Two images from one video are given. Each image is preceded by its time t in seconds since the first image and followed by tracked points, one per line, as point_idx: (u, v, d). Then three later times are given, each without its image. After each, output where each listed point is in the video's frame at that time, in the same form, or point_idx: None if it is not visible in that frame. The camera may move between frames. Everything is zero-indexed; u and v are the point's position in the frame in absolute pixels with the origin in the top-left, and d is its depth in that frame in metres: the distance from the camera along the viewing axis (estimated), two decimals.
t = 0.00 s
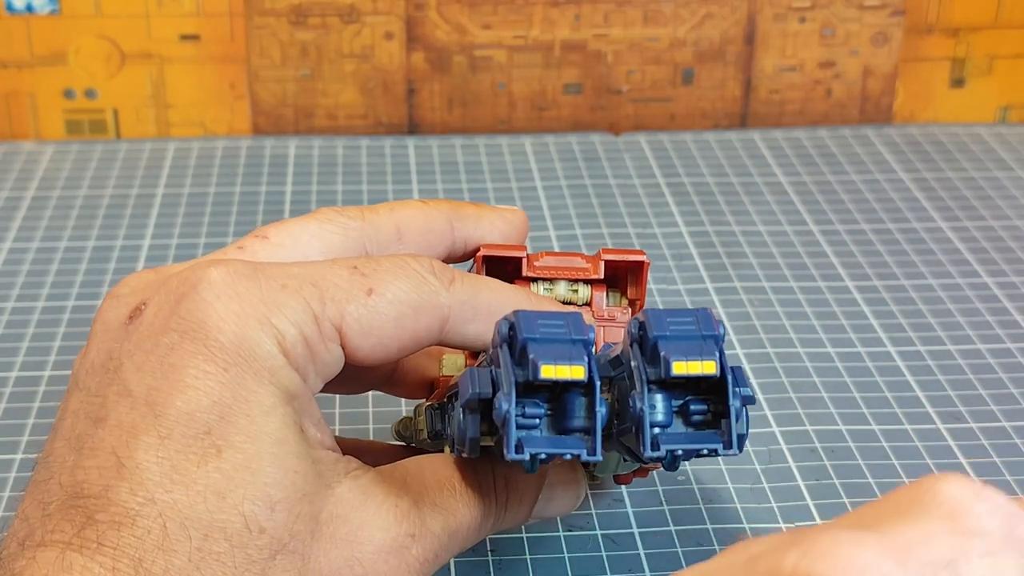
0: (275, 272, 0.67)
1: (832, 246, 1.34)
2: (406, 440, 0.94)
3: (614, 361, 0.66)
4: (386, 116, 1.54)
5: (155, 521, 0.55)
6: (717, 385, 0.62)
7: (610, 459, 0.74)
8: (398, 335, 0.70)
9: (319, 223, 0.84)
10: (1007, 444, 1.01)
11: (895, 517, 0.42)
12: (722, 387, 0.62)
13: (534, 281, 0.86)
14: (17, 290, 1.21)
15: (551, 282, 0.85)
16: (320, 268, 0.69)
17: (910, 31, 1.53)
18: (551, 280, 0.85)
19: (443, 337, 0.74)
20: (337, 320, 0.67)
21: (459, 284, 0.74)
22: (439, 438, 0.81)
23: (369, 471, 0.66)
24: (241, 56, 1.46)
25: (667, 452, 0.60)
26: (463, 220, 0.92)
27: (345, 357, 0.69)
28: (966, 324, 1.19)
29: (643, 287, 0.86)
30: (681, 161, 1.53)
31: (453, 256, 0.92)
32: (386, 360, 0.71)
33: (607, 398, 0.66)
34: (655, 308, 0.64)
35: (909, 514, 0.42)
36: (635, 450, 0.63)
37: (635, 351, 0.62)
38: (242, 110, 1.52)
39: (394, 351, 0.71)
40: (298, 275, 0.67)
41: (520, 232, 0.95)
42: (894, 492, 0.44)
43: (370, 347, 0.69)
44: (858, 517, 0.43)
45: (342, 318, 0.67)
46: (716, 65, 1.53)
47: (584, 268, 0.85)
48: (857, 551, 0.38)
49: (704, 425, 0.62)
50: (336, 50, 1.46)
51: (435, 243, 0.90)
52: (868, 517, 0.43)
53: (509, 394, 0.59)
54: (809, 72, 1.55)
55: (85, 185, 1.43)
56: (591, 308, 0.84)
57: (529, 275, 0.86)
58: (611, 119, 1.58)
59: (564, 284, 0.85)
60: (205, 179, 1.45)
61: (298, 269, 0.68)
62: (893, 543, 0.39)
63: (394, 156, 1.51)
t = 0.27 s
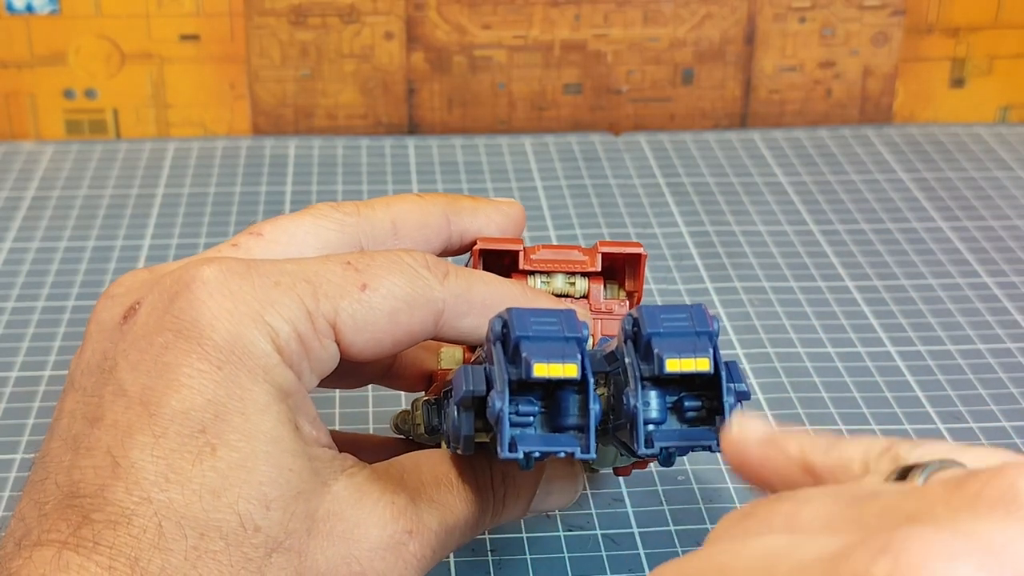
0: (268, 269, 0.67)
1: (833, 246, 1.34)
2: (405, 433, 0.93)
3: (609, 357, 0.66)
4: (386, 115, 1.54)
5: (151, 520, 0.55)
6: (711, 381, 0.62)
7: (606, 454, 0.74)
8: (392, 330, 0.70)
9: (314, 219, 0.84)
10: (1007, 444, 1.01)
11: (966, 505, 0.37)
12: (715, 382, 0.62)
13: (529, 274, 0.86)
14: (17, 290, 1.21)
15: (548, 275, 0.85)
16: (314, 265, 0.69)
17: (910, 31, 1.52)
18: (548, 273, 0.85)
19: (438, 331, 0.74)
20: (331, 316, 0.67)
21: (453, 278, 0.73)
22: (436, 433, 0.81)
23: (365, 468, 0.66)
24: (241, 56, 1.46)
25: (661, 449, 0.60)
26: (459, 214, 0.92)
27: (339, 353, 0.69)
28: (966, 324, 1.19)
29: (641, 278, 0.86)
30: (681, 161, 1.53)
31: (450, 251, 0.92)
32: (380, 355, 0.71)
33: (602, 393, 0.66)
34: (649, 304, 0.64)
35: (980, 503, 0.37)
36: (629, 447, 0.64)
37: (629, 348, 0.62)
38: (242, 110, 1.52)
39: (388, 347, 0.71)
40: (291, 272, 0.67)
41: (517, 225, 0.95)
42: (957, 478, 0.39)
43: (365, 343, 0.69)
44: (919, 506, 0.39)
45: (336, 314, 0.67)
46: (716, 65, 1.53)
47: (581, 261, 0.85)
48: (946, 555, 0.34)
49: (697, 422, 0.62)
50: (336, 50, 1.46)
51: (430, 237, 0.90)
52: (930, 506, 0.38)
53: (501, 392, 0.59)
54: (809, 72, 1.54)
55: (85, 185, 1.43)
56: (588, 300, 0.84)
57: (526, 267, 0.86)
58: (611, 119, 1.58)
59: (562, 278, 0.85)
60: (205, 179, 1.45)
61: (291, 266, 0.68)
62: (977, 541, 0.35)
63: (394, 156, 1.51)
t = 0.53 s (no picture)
0: (266, 269, 0.67)
1: (832, 246, 1.34)
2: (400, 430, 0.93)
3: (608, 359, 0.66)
4: (385, 116, 1.54)
5: (149, 520, 0.55)
6: (709, 384, 0.62)
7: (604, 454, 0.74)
8: (390, 331, 0.70)
9: (312, 218, 0.84)
10: (1007, 444, 1.01)
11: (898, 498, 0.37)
12: (713, 386, 0.62)
13: (528, 273, 0.85)
14: (17, 290, 1.21)
15: (546, 274, 0.85)
16: (312, 265, 0.68)
17: (910, 31, 1.52)
18: (546, 272, 0.85)
19: (436, 331, 0.74)
20: (330, 316, 0.67)
21: (452, 278, 0.73)
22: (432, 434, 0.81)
23: (363, 468, 0.66)
24: (241, 56, 1.46)
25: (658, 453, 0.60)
26: (457, 212, 0.92)
27: (337, 354, 0.69)
28: (966, 325, 1.19)
29: (638, 278, 0.86)
30: (681, 161, 1.53)
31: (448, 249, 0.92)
32: (378, 355, 0.71)
33: (600, 395, 0.66)
34: (648, 307, 0.64)
35: (916, 497, 0.37)
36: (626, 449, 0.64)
37: (627, 351, 0.62)
38: (242, 110, 1.52)
39: (386, 347, 0.71)
40: (289, 272, 0.67)
41: (515, 223, 0.95)
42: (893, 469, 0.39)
43: (363, 343, 0.69)
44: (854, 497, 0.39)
45: (334, 314, 0.67)
46: (715, 65, 1.53)
47: (580, 260, 0.85)
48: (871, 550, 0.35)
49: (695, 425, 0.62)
50: (336, 50, 1.46)
51: (429, 235, 0.90)
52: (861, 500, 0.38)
53: (500, 395, 0.59)
54: (809, 72, 1.54)
55: (85, 185, 1.43)
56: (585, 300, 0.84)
57: (524, 266, 0.85)
58: (611, 119, 1.58)
59: (559, 277, 0.85)
60: (204, 179, 1.45)
61: (289, 266, 0.68)
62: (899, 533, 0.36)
63: (394, 156, 1.51)
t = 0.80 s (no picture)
0: (268, 270, 0.67)
1: (832, 246, 1.34)
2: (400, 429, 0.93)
3: (609, 361, 0.66)
4: (385, 116, 1.54)
5: (151, 520, 0.55)
6: (711, 388, 0.62)
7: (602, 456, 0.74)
8: (392, 332, 0.70)
9: (312, 218, 0.84)
10: (1007, 444, 1.01)
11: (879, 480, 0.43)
12: (716, 389, 0.62)
13: (527, 273, 0.85)
14: (16, 289, 1.21)
15: (545, 274, 0.85)
16: (314, 266, 0.69)
17: (910, 31, 1.53)
18: (545, 273, 0.85)
19: (437, 333, 0.74)
20: (331, 317, 0.67)
21: (453, 280, 0.73)
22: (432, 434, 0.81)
23: (364, 468, 0.66)
24: (241, 56, 1.46)
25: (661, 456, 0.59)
26: (457, 213, 0.92)
27: (339, 355, 0.69)
28: (966, 324, 1.19)
29: (638, 279, 0.86)
30: (681, 162, 1.53)
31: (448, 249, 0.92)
32: (379, 357, 0.71)
33: (602, 396, 0.66)
34: (651, 310, 0.64)
35: (768, 524, 0.37)
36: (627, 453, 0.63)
37: (630, 354, 0.63)
38: (242, 110, 1.52)
39: (387, 348, 0.71)
40: (291, 273, 0.67)
41: (515, 223, 0.95)
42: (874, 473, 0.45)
43: (364, 344, 0.69)
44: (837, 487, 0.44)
45: (336, 315, 0.67)
46: (715, 65, 1.53)
47: (579, 261, 0.85)
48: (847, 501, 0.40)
49: (698, 429, 0.62)
50: (336, 50, 1.46)
51: (429, 235, 0.90)
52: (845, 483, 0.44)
53: (503, 398, 0.59)
54: (809, 72, 1.55)
55: (85, 185, 1.43)
56: (585, 300, 0.84)
57: (523, 266, 0.85)
58: (611, 119, 1.58)
59: (558, 277, 0.85)
60: (204, 179, 1.45)
61: (291, 267, 0.68)
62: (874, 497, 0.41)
63: (394, 156, 1.51)
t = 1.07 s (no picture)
0: (265, 269, 0.67)
1: (832, 246, 1.34)
2: (395, 428, 0.93)
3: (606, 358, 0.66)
4: (385, 116, 1.54)
5: (148, 519, 0.55)
6: (708, 385, 0.62)
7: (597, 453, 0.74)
8: (387, 330, 0.70)
9: (308, 218, 0.84)
10: (1007, 444, 1.01)
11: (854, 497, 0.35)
12: (713, 386, 0.62)
13: (523, 273, 0.85)
14: (16, 289, 1.21)
15: (541, 274, 0.85)
16: (310, 264, 0.68)
17: (909, 31, 1.52)
18: (541, 272, 0.85)
19: (433, 332, 0.74)
20: (328, 316, 0.67)
21: (450, 278, 0.73)
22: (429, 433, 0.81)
23: (360, 466, 0.66)
24: (241, 56, 1.46)
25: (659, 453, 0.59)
26: (453, 212, 0.91)
27: (335, 353, 0.69)
28: (966, 324, 1.19)
29: (633, 278, 0.86)
30: (681, 162, 1.53)
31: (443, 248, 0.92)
32: (375, 355, 0.71)
33: (598, 394, 0.66)
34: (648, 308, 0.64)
35: None
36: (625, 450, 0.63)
37: (627, 351, 0.62)
38: (242, 110, 1.52)
39: (383, 347, 0.70)
40: (287, 272, 0.67)
41: (509, 221, 0.95)
42: (856, 469, 0.37)
43: (360, 343, 0.69)
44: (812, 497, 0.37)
45: (332, 314, 0.67)
46: (715, 65, 1.53)
47: (575, 260, 0.85)
48: (809, 544, 0.33)
49: (695, 426, 0.62)
50: (336, 50, 1.46)
51: (425, 235, 0.90)
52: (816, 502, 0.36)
53: (501, 395, 0.59)
54: (809, 72, 1.55)
55: (85, 185, 1.43)
56: (581, 299, 0.84)
57: (520, 266, 0.85)
58: (611, 119, 1.58)
59: (554, 276, 0.85)
60: (204, 179, 1.45)
61: (287, 266, 0.68)
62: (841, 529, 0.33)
63: (394, 156, 1.51)
